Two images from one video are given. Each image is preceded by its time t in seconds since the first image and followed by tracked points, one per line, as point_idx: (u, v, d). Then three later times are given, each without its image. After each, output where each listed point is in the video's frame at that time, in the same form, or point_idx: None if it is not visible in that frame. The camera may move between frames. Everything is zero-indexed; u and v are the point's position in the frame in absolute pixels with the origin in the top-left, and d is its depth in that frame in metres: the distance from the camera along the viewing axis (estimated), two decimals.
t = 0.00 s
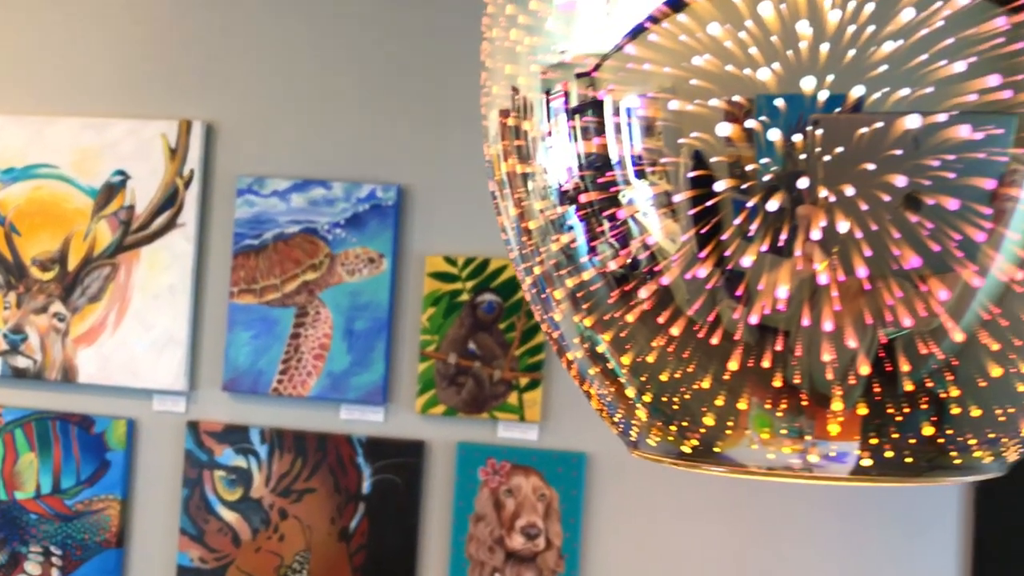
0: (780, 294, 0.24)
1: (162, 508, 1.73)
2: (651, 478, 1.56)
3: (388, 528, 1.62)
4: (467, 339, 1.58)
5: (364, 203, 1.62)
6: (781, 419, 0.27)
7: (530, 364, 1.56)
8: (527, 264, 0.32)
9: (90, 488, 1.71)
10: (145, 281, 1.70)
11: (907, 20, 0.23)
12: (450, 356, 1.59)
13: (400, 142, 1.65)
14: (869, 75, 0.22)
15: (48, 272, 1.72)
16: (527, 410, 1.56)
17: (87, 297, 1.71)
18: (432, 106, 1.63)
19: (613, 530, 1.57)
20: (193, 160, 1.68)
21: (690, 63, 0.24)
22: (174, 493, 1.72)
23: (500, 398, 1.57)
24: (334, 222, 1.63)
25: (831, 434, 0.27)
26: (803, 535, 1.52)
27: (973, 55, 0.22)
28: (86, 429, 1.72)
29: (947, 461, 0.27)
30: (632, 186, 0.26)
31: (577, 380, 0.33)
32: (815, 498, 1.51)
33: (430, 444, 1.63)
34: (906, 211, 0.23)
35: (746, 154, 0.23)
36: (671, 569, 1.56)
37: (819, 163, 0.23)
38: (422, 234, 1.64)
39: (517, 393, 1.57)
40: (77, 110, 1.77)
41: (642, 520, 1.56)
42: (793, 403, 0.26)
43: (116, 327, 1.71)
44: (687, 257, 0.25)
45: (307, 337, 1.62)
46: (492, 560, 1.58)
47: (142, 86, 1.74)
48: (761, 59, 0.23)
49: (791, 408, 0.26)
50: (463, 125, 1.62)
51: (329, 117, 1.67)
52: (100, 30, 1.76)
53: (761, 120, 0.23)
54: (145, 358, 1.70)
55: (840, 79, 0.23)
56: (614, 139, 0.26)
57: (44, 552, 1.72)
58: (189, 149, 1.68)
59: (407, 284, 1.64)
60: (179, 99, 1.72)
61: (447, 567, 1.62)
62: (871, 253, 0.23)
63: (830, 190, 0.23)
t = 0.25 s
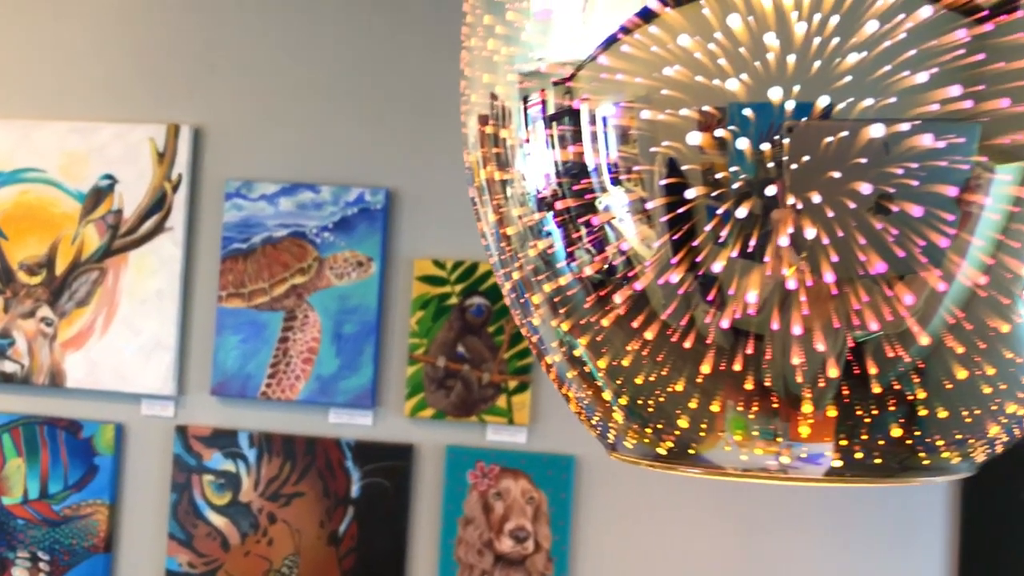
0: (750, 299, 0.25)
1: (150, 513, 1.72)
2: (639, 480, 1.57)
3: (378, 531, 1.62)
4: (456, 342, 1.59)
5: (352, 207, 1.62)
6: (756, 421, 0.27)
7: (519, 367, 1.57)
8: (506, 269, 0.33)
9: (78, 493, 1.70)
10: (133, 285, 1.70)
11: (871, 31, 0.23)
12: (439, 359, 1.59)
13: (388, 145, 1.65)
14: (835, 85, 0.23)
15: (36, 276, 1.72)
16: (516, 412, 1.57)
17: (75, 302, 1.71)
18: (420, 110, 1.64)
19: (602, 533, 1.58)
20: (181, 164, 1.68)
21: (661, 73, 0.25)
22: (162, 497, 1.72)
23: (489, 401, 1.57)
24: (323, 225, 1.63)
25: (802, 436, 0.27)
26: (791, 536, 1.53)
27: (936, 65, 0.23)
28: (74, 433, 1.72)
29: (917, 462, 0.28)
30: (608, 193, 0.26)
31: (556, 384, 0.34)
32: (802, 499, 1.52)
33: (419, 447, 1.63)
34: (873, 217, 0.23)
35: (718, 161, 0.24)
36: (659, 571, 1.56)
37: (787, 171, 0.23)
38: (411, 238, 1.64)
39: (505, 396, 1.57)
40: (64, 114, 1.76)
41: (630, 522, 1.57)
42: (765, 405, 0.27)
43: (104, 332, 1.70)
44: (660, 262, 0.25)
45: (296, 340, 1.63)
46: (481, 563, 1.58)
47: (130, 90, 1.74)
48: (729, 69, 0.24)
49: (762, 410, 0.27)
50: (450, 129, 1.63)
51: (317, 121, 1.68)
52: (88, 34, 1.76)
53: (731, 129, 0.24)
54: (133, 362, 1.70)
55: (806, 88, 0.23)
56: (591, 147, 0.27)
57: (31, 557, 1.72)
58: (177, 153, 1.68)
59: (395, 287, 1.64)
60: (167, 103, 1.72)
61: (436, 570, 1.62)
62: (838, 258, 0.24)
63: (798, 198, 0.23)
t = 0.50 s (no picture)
0: (722, 304, 0.25)
1: (139, 517, 1.72)
2: (628, 482, 1.57)
3: (367, 535, 1.62)
4: (445, 345, 1.59)
5: (341, 210, 1.62)
6: (731, 422, 0.28)
7: (507, 369, 1.57)
8: (487, 274, 0.33)
9: (66, 498, 1.70)
10: (122, 289, 1.70)
11: (838, 42, 0.24)
12: (428, 362, 1.60)
13: (376, 149, 1.65)
14: (803, 94, 0.24)
15: (24, 280, 1.72)
16: (504, 415, 1.57)
17: (63, 306, 1.71)
18: (408, 113, 1.64)
19: (591, 535, 1.58)
20: (169, 168, 1.68)
21: (634, 83, 0.25)
22: (151, 501, 1.71)
23: (478, 404, 1.57)
24: (311, 229, 1.63)
25: (775, 436, 0.28)
26: (778, 537, 1.53)
27: (900, 75, 0.23)
28: (62, 438, 1.72)
29: (887, 462, 0.29)
30: (585, 199, 0.27)
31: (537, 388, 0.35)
32: (789, 499, 1.53)
33: (408, 450, 1.64)
34: (840, 222, 0.24)
35: (692, 168, 0.24)
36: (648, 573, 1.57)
37: (757, 178, 0.24)
38: (399, 241, 1.64)
39: (494, 399, 1.57)
40: (51, 118, 1.76)
41: (619, 524, 1.57)
42: (737, 405, 0.27)
43: (92, 336, 1.70)
44: (635, 267, 0.26)
45: (285, 344, 1.63)
46: (471, 565, 1.59)
47: (118, 94, 1.74)
48: (701, 79, 0.25)
49: (734, 411, 0.28)
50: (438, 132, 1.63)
51: (305, 124, 1.68)
52: (75, 38, 1.76)
53: (703, 137, 0.24)
54: (121, 367, 1.70)
55: (775, 98, 0.24)
56: (569, 155, 0.27)
57: (20, 562, 1.72)
58: (165, 157, 1.68)
59: (384, 290, 1.65)
60: (155, 107, 1.73)
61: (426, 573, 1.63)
62: (808, 263, 0.24)
63: (767, 204, 0.24)
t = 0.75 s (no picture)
0: (694, 307, 0.26)
1: (127, 521, 1.72)
2: (616, 484, 1.58)
3: (356, 538, 1.62)
4: (433, 348, 1.60)
5: (329, 214, 1.63)
6: (707, 424, 0.28)
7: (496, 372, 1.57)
8: (467, 278, 0.34)
9: (54, 502, 1.70)
10: (110, 293, 1.69)
11: (806, 53, 0.24)
12: (417, 365, 1.60)
13: (364, 152, 1.66)
14: (772, 104, 0.24)
15: (11, 285, 1.72)
16: (493, 418, 1.57)
17: (51, 310, 1.71)
18: (395, 117, 1.64)
19: (579, 537, 1.59)
20: (158, 172, 1.68)
21: (609, 93, 0.26)
22: (139, 505, 1.71)
23: (466, 407, 1.58)
24: (299, 233, 1.63)
25: (749, 437, 0.28)
26: (766, 537, 1.54)
27: (865, 86, 0.24)
28: (50, 443, 1.71)
29: (859, 463, 0.29)
30: (564, 205, 0.27)
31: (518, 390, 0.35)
32: (776, 500, 1.54)
33: (397, 454, 1.64)
34: (808, 228, 0.24)
35: (666, 175, 0.25)
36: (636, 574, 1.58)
37: (729, 186, 0.25)
38: (387, 244, 1.65)
39: (483, 401, 1.58)
40: (39, 122, 1.76)
41: (607, 526, 1.58)
42: (712, 407, 0.28)
43: (80, 340, 1.70)
44: (611, 273, 0.26)
45: (273, 348, 1.63)
46: (460, 568, 1.60)
47: (106, 99, 1.74)
48: (674, 89, 0.25)
49: (709, 413, 0.28)
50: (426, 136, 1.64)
51: (293, 128, 1.68)
52: (63, 43, 1.76)
53: (676, 146, 0.25)
54: (110, 371, 1.69)
55: (745, 107, 0.24)
56: (547, 163, 0.28)
57: (8, 567, 1.72)
58: (153, 161, 1.68)
59: (373, 293, 1.65)
60: (143, 111, 1.73)
61: None
62: (778, 268, 0.25)
63: (739, 211, 0.25)
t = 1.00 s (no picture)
0: (667, 312, 0.26)
1: (114, 525, 1.71)
2: (604, 485, 1.58)
3: (345, 541, 1.62)
4: (422, 351, 1.60)
5: (316, 217, 1.63)
6: (682, 426, 0.29)
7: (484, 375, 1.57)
8: (446, 283, 0.34)
9: (41, 507, 1.69)
10: (97, 297, 1.69)
11: (775, 62, 0.25)
12: (405, 368, 1.60)
13: (351, 155, 1.66)
14: (742, 112, 0.25)
15: None
16: (482, 420, 1.57)
17: (37, 315, 1.70)
18: (382, 119, 1.65)
19: (568, 538, 1.59)
20: (145, 176, 1.68)
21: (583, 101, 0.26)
22: (127, 509, 1.71)
23: (455, 410, 1.58)
24: (287, 236, 1.63)
25: (722, 439, 0.29)
26: (753, 538, 1.55)
27: (833, 94, 0.24)
28: (38, 447, 1.71)
29: (830, 464, 0.30)
30: (541, 211, 0.27)
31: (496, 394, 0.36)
32: (763, 501, 1.55)
33: (386, 457, 1.64)
34: (777, 234, 0.25)
35: (640, 182, 0.25)
36: None
37: (701, 194, 0.25)
38: (375, 247, 1.65)
39: (471, 404, 1.58)
40: (25, 126, 1.76)
41: (595, 528, 1.58)
42: (687, 410, 0.28)
43: (67, 345, 1.70)
44: (585, 278, 0.27)
45: (261, 351, 1.63)
46: (448, 571, 1.60)
47: (92, 103, 1.74)
48: (646, 97, 0.25)
49: (683, 416, 0.29)
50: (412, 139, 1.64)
51: (281, 131, 1.68)
52: (49, 47, 1.76)
53: (649, 154, 0.25)
54: (97, 375, 1.69)
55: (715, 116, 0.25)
56: (524, 170, 0.28)
57: None
58: (140, 165, 1.68)
59: (360, 296, 1.65)
60: (130, 115, 1.72)
61: None
62: (748, 273, 0.25)
63: (710, 218, 0.25)
